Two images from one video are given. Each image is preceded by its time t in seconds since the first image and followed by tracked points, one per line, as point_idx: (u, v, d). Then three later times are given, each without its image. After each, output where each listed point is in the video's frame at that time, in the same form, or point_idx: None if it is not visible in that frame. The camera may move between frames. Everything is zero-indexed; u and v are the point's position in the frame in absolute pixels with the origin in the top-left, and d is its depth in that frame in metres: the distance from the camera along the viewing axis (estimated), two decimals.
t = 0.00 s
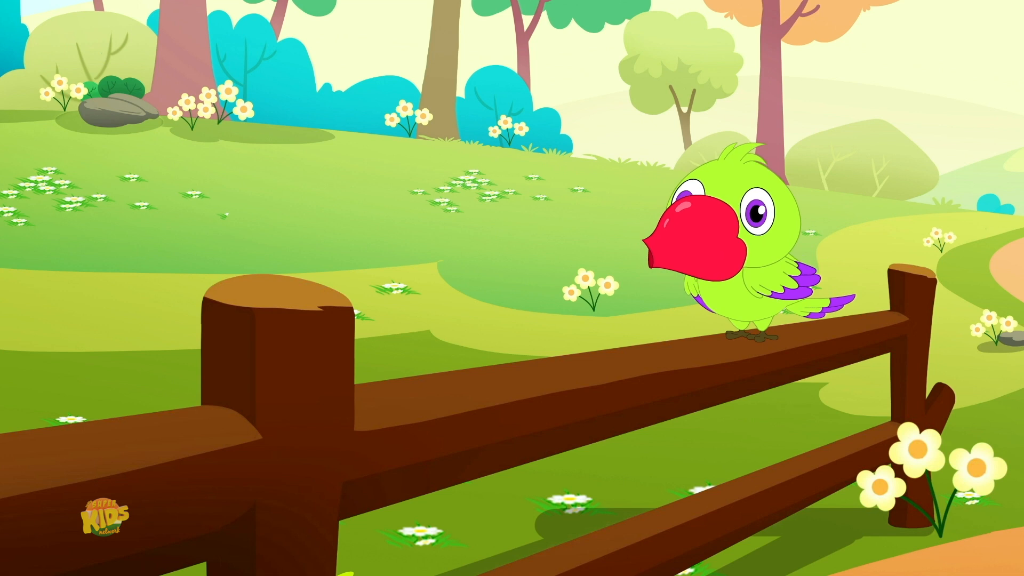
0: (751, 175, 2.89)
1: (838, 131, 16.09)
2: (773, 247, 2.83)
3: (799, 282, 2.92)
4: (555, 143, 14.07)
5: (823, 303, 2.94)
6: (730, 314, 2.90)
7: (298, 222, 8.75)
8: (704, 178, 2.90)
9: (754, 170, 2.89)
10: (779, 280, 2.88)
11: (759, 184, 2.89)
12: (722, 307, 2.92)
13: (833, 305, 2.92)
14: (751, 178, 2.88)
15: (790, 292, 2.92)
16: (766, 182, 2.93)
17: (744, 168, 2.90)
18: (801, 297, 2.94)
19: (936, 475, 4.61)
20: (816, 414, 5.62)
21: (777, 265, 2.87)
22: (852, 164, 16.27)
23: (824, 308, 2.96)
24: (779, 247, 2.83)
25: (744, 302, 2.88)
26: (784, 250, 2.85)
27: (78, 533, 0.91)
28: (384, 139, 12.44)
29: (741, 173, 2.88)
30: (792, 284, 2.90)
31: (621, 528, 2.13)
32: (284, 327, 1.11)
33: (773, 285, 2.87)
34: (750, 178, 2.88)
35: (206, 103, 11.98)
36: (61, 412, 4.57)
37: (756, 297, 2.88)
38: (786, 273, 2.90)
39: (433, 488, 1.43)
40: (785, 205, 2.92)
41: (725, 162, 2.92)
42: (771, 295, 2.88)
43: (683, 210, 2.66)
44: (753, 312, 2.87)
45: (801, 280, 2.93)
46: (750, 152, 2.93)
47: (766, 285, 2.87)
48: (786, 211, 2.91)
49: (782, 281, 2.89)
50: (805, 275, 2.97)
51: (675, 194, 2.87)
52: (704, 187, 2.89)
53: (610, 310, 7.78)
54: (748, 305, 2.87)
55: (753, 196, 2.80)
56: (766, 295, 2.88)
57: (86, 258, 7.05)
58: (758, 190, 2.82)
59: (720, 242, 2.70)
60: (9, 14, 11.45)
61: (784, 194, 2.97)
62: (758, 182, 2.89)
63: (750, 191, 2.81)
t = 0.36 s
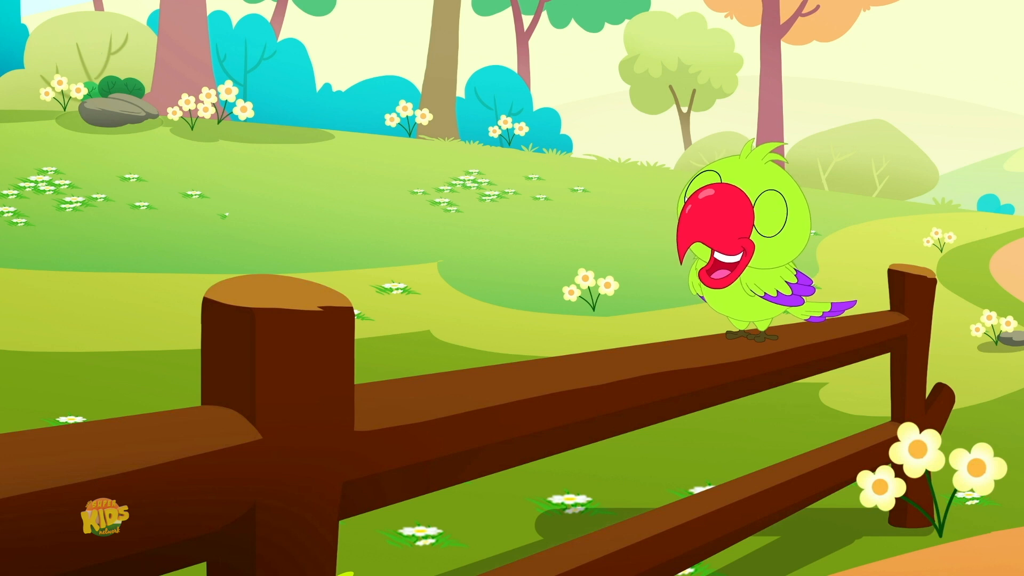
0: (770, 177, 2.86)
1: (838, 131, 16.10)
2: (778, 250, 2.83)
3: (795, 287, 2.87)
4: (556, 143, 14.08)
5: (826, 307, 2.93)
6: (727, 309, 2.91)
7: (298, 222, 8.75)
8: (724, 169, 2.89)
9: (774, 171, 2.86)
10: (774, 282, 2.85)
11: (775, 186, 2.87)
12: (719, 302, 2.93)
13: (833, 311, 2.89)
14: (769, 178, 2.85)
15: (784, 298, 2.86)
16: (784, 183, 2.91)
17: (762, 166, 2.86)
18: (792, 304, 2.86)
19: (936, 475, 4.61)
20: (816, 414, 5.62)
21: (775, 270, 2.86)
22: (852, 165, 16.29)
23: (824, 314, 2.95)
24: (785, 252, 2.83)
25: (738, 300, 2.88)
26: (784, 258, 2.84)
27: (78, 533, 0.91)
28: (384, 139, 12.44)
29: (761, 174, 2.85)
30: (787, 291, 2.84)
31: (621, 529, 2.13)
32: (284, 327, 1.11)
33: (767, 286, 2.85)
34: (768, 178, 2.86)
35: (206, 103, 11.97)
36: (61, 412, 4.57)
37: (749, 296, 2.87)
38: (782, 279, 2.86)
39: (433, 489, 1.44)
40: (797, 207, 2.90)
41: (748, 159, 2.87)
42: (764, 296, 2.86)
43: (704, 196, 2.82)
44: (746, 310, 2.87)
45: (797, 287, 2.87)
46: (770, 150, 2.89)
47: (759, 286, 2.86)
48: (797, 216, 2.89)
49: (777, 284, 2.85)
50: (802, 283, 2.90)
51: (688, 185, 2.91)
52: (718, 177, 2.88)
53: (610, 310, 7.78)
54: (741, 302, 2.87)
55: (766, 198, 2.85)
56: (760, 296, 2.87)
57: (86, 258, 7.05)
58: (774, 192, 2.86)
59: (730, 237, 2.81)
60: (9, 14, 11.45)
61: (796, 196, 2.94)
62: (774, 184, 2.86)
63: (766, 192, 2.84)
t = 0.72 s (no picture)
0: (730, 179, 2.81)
1: (838, 131, 16.09)
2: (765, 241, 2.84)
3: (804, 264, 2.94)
4: (556, 143, 14.09)
5: (822, 295, 2.89)
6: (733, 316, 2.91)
7: (298, 222, 8.75)
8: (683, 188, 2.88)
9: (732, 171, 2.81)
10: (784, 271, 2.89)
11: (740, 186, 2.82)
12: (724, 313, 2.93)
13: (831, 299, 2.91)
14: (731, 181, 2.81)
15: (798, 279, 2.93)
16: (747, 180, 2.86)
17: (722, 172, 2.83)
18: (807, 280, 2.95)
19: (936, 474, 4.61)
20: (816, 414, 5.62)
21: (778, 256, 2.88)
22: (852, 165, 16.31)
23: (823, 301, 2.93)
24: (773, 239, 2.84)
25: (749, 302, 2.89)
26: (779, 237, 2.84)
27: (78, 532, 0.91)
28: (384, 139, 12.45)
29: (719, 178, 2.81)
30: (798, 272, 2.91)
31: (621, 528, 2.13)
32: (283, 327, 1.11)
33: (781, 279, 2.89)
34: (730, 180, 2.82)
35: (206, 103, 11.97)
36: (61, 412, 4.57)
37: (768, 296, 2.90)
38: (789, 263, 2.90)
39: (433, 489, 1.44)
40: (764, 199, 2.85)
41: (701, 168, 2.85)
42: (782, 289, 2.91)
43: (676, 217, 2.82)
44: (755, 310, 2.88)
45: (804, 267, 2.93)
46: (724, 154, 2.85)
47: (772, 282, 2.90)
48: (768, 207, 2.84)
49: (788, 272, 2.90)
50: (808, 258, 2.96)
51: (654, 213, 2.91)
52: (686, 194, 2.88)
53: (610, 310, 7.79)
54: (753, 303, 2.88)
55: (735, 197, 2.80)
56: (778, 291, 2.90)
57: (86, 258, 7.05)
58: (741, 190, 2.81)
59: (714, 245, 2.80)
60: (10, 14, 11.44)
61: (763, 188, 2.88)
62: (736, 183, 2.82)
63: (732, 192, 2.80)
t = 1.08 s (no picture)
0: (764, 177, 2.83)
1: (838, 131, 16.10)
2: (783, 247, 2.82)
3: (796, 286, 2.88)
4: (556, 143, 14.09)
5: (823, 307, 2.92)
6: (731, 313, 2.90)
7: (298, 222, 8.74)
8: (719, 169, 2.88)
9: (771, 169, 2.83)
10: (774, 283, 2.85)
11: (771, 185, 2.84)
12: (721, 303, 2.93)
13: (833, 311, 2.90)
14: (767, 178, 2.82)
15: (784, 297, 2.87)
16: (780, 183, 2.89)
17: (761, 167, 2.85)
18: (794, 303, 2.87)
19: (936, 474, 4.61)
20: (816, 414, 5.63)
21: (776, 269, 2.85)
22: (851, 165, 16.33)
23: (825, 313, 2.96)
24: (785, 251, 2.82)
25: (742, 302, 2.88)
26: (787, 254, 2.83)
27: (78, 533, 0.91)
28: (384, 139, 12.45)
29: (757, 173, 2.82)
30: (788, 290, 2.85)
31: (621, 528, 2.13)
32: (284, 327, 1.11)
33: (767, 286, 2.85)
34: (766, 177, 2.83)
35: (206, 104, 11.97)
36: (61, 412, 4.57)
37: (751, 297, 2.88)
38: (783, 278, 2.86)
39: (433, 489, 1.44)
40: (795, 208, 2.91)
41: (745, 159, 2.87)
42: (764, 296, 2.87)
43: (703, 197, 2.78)
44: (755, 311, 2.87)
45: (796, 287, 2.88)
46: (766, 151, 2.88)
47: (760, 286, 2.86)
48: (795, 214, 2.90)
49: (778, 284, 2.86)
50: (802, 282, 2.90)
51: (685, 186, 2.89)
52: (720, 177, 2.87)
53: (610, 310, 7.79)
54: (749, 306, 2.87)
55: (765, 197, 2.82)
56: (760, 296, 2.87)
57: (86, 258, 7.05)
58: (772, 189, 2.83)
59: (735, 236, 2.78)
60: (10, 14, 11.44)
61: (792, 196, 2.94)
62: (771, 183, 2.84)
63: (763, 191, 2.81)
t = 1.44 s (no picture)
0: (735, 180, 2.78)
1: (838, 131, 16.08)
2: (770, 243, 2.83)
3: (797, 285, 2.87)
4: (556, 143, 14.09)
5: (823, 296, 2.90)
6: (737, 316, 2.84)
7: (298, 222, 8.74)
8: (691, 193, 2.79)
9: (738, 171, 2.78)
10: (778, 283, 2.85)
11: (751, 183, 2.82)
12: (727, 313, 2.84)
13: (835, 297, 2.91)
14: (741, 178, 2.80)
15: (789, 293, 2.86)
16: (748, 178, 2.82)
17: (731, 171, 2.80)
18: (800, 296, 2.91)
19: (935, 474, 4.61)
20: (816, 414, 5.63)
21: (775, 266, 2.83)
22: (852, 165, 16.35)
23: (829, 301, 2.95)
24: (776, 246, 2.83)
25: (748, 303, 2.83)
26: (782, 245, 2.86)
27: (78, 533, 0.91)
28: (384, 140, 12.45)
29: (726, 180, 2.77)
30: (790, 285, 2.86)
31: (621, 528, 2.13)
32: (283, 327, 1.11)
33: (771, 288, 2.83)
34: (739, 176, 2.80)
35: (206, 103, 11.96)
36: (61, 412, 4.57)
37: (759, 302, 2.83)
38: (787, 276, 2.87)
39: (433, 489, 1.44)
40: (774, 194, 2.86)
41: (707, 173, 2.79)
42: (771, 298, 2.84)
43: (675, 236, 2.63)
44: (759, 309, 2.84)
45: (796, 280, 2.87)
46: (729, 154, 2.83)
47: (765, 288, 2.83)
48: (778, 202, 2.85)
49: (780, 283, 2.85)
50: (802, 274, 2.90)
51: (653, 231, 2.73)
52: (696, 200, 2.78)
53: (610, 310, 7.79)
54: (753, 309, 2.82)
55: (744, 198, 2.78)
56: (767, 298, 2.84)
57: (86, 258, 7.05)
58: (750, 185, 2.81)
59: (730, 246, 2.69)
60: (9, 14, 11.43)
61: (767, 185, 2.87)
62: (744, 182, 2.79)
63: (740, 193, 2.77)
